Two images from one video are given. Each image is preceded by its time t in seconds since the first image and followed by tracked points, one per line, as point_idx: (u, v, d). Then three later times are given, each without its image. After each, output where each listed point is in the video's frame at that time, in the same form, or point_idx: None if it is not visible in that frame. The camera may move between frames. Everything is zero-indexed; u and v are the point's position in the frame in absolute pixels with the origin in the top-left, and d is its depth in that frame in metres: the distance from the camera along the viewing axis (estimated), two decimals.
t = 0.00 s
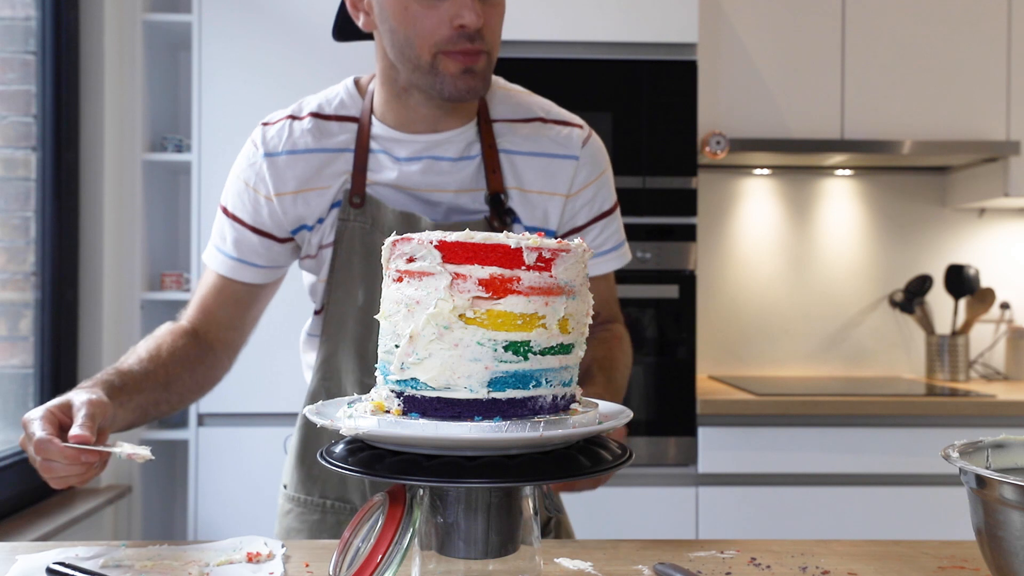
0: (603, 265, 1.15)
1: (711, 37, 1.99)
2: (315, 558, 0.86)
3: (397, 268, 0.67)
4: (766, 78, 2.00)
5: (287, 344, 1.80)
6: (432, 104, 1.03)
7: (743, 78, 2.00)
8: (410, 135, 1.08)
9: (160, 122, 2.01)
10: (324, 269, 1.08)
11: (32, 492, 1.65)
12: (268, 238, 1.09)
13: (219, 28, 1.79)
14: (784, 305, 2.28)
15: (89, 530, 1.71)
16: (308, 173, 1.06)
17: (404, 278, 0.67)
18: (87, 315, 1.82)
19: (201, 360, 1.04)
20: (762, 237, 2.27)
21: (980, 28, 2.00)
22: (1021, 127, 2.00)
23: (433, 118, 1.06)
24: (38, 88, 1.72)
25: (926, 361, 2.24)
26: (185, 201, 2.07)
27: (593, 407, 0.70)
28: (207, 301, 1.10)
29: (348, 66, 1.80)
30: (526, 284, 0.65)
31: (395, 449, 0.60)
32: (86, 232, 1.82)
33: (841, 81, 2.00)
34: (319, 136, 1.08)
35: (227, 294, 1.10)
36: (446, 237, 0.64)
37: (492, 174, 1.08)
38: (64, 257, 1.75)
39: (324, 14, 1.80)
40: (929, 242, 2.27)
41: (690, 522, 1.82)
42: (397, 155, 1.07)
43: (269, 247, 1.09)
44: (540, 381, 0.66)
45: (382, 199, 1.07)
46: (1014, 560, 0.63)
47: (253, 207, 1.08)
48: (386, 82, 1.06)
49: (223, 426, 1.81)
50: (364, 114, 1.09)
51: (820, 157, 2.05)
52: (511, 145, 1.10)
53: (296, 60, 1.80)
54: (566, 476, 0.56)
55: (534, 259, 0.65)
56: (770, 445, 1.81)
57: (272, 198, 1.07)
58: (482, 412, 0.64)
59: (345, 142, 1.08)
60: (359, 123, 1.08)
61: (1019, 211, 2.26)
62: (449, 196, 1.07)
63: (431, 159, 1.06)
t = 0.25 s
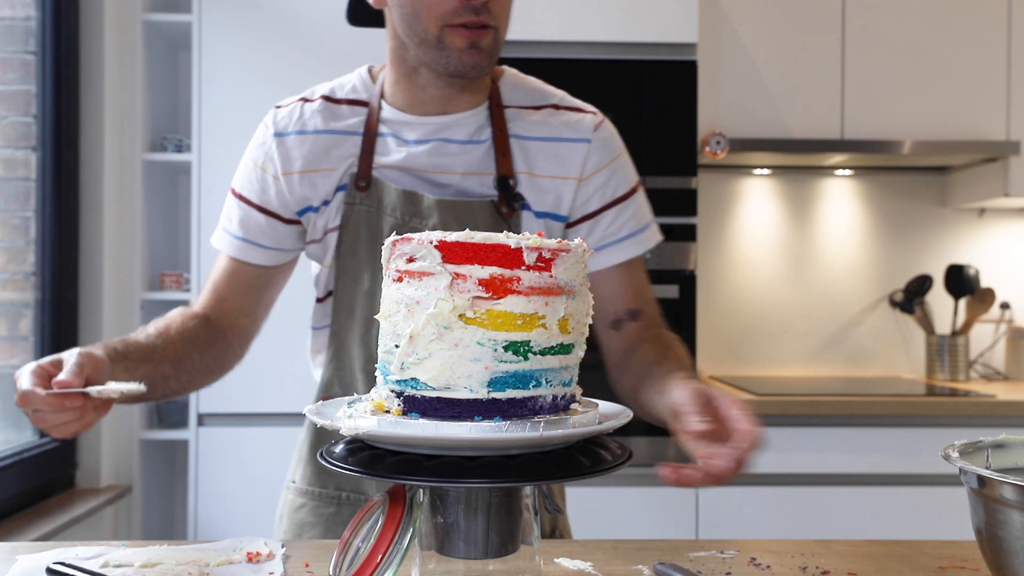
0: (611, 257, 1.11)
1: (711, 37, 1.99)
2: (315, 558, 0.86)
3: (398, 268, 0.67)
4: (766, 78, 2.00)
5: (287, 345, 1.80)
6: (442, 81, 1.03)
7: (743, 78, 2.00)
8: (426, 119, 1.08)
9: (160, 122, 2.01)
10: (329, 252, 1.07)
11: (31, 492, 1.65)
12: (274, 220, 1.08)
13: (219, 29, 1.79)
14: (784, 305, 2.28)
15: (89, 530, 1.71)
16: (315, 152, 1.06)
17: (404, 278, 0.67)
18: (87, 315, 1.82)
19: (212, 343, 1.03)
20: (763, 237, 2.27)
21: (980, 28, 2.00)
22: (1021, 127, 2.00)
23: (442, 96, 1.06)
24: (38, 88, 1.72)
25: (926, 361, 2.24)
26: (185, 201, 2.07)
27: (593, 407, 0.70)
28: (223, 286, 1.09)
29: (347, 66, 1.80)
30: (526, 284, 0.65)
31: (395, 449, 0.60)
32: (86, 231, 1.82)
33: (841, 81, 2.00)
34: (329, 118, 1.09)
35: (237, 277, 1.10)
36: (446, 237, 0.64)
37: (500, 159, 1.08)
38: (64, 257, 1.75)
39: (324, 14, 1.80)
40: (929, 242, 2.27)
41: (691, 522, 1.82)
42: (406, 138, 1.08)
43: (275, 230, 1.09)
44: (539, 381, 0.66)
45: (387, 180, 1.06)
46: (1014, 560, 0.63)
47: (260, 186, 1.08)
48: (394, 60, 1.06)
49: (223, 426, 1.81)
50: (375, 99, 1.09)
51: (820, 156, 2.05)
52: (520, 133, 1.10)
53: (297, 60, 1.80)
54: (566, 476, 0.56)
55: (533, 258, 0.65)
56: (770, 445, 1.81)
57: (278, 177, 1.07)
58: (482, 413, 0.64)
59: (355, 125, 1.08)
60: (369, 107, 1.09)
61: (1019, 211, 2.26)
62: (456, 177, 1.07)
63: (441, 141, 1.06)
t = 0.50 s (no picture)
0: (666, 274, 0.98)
1: (712, 37, 2.00)
2: (315, 558, 0.86)
3: (398, 268, 0.67)
4: (766, 78, 2.00)
5: (286, 345, 1.80)
6: (502, 121, 1.03)
7: (743, 78, 2.00)
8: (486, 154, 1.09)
9: (160, 122, 2.01)
10: (366, 275, 1.08)
11: (31, 492, 1.65)
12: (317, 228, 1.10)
13: (219, 28, 1.79)
14: (784, 305, 2.28)
15: (89, 530, 1.71)
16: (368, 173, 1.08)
17: (404, 279, 0.67)
18: (86, 315, 1.82)
19: (230, 331, 1.04)
20: (763, 237, 2.27)
21: (980, 28, 2.00)
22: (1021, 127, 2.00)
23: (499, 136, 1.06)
24: (38, 88, 1.73)
25: (926, 361, 2.24)
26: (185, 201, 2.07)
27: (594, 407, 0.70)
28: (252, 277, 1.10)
29: (347, 66, 1.80)
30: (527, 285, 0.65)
31: (395, 449, 0.60)
32: (86, 231, 1.81)
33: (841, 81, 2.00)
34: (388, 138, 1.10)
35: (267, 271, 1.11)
36: (446, 237, 0.65)
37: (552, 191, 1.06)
38: (64, 257, 1.75)
39: (324, 13, 1.80)
40: (929, 242, 2.26)
41: (691, 522, 1.82)
42: (458, 169, 1.08)
43: (316, 240, 1.10)
44: (541, 382, 0.66)
45: (430, 212, 1.07)
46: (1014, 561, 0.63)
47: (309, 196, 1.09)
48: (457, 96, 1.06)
49: (223, 425, 1.81)
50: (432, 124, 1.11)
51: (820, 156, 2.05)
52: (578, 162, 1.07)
53: (297, 60, 1.80)
54: (567, 476, 0.56)
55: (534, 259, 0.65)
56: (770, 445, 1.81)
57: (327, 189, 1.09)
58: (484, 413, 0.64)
59: (410, 148, 1.10)
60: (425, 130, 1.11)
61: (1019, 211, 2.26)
62: (503, 216, 1.06)
63: (496, 176, 1.06)
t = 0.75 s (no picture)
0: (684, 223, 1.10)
1: (711, 38, 2.00)
2: (316, 559, 0.86)
3: (389, 271, 0.68)
4: (766, 78, 2.00)
5: (285, 345, 1.80)
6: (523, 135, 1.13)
7: (743, 78, 2.00)
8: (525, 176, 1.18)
9: (160, 123, 2.01)
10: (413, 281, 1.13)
11: (31, 493, 1.65)
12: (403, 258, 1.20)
13: (219, 28, 1.79)
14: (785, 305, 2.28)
15: (89, 530, 1.71)
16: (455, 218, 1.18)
17: (395, 280, 0.67)
18: (86, 315, 1.82)
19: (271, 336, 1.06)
20: (763, 237, 2.27)
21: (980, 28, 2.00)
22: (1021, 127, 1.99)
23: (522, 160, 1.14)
24: (38, 88, 1.73)
25: (927, 361, 2.24)
26: (185, 201, 2.07)
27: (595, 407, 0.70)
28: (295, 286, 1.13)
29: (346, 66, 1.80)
30: (516, 284, 0.65)
31: (399, 449, 0.60)
32: (86, 231, 1.81)
33: (841, 81, 2.00)
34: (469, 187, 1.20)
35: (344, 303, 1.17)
36: (433, 239, 0.65)
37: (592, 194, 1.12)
38: (64, 257, 1.75)
39: (323, 14, 1.80)
40: (929, 242, 2.26)
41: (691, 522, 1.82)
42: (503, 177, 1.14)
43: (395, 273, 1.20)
44: (537, 380, 0.65)
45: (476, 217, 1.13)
46: (1013, 560, 0.63)
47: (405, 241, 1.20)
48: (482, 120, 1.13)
49: (223, 426, 1.81)
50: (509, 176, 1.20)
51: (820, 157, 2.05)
52: (618, 168, 1.15)
53: (297, 60, 1.80)
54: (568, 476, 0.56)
55: (522, 258, 0.66)
56: (770, 445, 1.81)
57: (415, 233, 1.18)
58: (479, 412, 0.64)
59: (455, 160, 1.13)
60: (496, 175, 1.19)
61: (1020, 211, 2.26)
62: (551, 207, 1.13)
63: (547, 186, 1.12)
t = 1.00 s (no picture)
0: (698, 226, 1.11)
1: (711, 38, 2.00)
2: (316, 559, 0.86)
3: (389, 271, 0.68)
4: (766, 78, 2.00)
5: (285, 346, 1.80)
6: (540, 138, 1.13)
7: (743, 78, 2.00)
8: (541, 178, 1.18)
9: (161, 122, 2.01)
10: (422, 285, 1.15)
11: (31, 493, 1.65)
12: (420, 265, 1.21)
13: (218, 28, 1.79)
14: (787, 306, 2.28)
15: (90, 530, 1.71)
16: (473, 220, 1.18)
17: (395, 280, 0.67)
18: (86, 315, 1.82)
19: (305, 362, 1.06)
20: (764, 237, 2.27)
21: (980, 28, 2.00)
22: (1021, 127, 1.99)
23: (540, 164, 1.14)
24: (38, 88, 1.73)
25: (927, 361, 2.24)
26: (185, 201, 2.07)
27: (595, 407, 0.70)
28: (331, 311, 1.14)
29: (346, 66, 1.80)
30: (515, 284, 0.65)
31: (400, 449, 0.60)
32: (85, 231, 1.81)
33: (841, 81, 2.00)
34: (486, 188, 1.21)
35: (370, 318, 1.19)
36: (433, 239, 0.65)
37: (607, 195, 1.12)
38: (64, 257, 1.75)
39: (322, 14, 1.80)
40: (929, 242, 2.26)
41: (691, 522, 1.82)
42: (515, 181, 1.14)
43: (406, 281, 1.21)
44: (537, 379, 0.65)
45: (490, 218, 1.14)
46: (1013, 560, 0.63)
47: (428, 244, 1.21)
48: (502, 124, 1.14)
49: (223, 425, 1.81)
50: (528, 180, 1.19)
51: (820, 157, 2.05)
52: (634, 170, 1.15)
53: (296, 60, 1.80)
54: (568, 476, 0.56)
55: (522, 258, 0.66)
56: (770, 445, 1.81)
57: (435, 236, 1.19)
58: (479, 411, 0.64)
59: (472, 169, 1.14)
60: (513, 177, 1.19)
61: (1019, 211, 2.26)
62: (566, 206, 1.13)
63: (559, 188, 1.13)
